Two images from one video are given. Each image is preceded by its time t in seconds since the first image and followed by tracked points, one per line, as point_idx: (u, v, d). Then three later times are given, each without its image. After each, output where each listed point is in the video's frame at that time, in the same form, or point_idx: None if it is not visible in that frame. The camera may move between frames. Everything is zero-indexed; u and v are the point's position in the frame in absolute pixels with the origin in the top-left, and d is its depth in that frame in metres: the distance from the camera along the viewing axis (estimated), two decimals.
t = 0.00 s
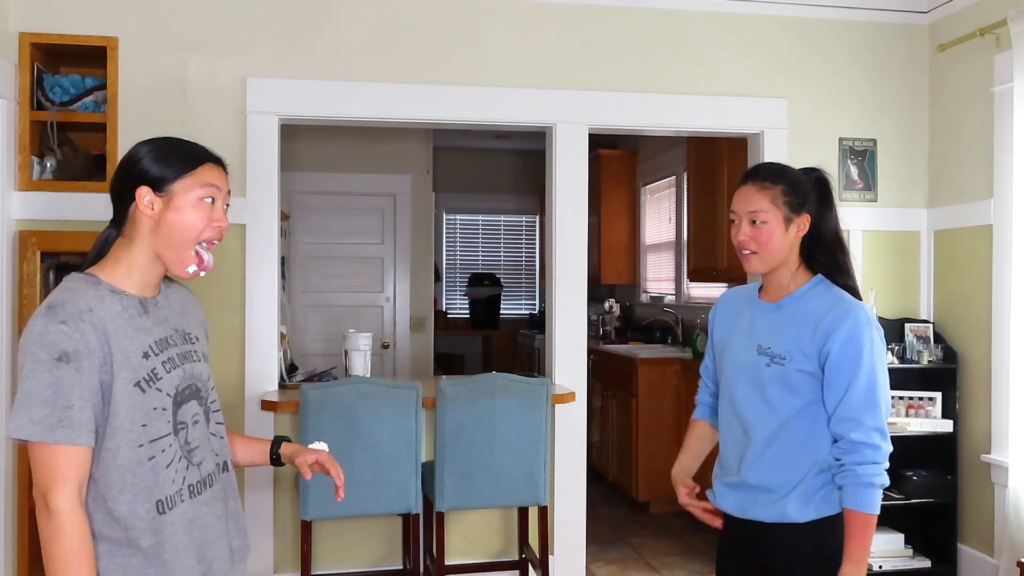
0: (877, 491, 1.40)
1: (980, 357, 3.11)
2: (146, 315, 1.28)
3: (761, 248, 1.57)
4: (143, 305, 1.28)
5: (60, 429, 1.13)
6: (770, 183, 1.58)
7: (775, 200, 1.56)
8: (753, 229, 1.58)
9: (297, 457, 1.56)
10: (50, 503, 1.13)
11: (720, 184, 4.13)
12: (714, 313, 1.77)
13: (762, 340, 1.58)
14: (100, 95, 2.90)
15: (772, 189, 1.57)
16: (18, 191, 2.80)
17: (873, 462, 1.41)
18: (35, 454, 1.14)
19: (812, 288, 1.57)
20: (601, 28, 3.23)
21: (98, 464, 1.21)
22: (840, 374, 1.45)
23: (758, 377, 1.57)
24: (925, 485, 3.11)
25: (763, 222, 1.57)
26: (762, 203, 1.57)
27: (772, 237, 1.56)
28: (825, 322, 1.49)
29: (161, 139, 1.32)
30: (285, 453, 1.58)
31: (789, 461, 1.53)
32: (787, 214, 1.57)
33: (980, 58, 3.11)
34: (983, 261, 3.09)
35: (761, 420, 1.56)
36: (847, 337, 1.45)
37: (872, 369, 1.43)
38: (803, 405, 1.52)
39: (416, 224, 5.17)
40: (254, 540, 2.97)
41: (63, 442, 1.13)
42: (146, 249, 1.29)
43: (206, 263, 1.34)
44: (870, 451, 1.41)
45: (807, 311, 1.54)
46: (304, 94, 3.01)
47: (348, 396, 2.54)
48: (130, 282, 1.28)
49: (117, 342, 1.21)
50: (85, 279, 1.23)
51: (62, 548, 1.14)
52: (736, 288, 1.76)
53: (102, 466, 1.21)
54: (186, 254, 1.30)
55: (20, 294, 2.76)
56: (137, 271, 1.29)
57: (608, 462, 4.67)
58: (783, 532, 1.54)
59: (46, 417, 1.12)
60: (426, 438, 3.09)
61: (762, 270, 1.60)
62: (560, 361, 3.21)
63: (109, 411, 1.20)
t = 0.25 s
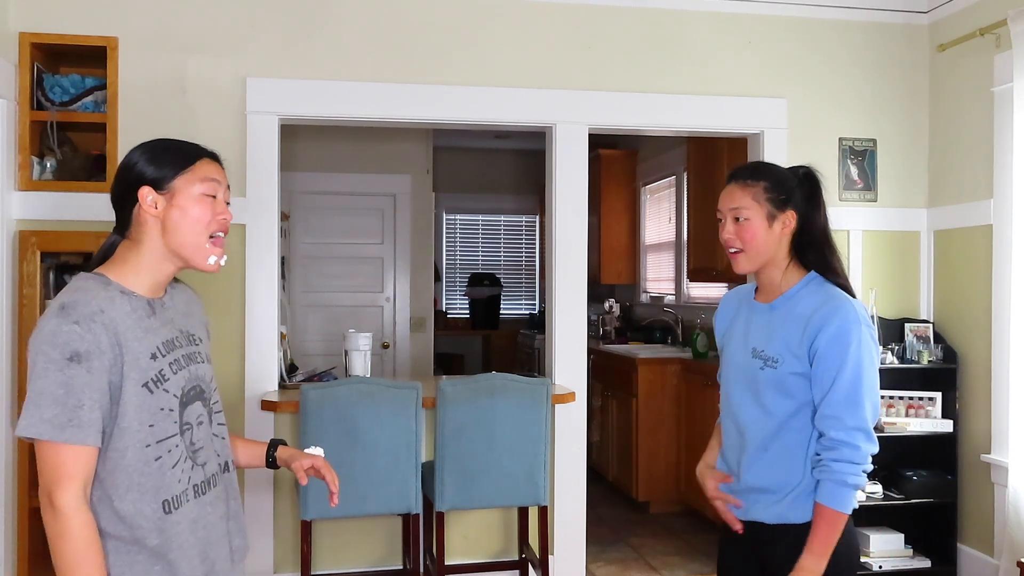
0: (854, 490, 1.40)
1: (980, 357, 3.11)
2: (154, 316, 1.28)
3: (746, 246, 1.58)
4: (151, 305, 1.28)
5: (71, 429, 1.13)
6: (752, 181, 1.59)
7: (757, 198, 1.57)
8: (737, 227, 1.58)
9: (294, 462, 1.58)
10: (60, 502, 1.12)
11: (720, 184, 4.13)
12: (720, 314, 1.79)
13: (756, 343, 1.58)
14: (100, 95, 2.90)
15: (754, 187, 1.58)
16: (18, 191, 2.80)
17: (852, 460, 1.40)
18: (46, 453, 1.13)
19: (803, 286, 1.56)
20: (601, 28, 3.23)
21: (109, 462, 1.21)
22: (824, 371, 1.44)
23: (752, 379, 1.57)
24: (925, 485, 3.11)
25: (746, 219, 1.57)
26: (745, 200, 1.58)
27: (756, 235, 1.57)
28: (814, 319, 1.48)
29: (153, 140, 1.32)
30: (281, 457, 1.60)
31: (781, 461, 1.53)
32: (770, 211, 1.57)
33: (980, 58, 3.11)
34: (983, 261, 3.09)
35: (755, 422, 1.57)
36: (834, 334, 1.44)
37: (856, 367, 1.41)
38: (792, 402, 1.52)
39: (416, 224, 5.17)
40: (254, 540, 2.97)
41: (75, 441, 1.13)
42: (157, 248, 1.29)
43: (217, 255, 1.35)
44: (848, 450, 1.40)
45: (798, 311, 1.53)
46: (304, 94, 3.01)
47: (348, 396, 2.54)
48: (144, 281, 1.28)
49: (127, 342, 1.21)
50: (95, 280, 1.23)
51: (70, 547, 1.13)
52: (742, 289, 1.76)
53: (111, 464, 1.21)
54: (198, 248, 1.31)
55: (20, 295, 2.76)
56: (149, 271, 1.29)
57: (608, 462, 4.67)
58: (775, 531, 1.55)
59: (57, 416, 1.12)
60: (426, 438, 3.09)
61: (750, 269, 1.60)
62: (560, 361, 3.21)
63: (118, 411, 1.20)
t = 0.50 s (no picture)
0: (854, 490, 1.39)
1: (980, 357, 3.11)
2: (159, 312, 1.28)
3: (741, 243, 1.58)
4: (156, 303, 1.28)
5: (91, 423, 1.13)
6: (751, 178, 1.59)
7: (754, 195, 1.57)
8: (733, 224, 1.59)
9: (292, 460, 1.58)
10: (84, 495, 1.13)
11: (720, 184, 4.13)
12: (716, 315, 1.79)
13: (754, 344, 1.58)
14: (100, 95, 2.90)
15: (753, 184, 1.58)
16: (18, 191, 2.80)
17: (851, 460, 1.40)
18: (65, 447, 1.13)
19: (800, 286, 1.56)
20: (601, 28, 3.23)
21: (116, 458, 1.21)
22: (823, 371, 1.44)
23: (749, 381, 1.57)
24: (925, 485, 3.11)
25: (743, 216, 1.58)
26: (743, 197, 1.58)
27: (752, 233, 1.57)
28: (811, 319, 1.48)
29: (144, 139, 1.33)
30: (278, 455, 1.60)
31: (780, 461, 1.53)
32: (767, 208, 1.57)
33: (980, 58, 3.11)
34: (983, 261, 3.09)
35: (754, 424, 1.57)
36: (832, 334, 1.44)
37: (854, 367, 1.41)
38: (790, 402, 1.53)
39: (416, 224, 5.17)
40: (254, 540, 2.97)
41: (95, 436, 1.13)
42: (147, 244, 1.29)
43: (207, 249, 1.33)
44: (847, 450, 1.40)
45: (795, 311, 1.53)
46: (304, 94, 3.01)
47: (348, 396, 2.54)
48: (137, 278, 1.28)
49: (139, 338, 1.21)
50: (102, 278, 1.23)
51: (95, 541, 1.13)
52: (738, 289, 1.76)
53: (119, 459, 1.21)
54: (185, 243, 1.30)
55: (20, 294, 2.76)
56: (138, 264, 1.29)
57: (608, 462, 4.67)
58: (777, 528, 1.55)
59: (79, 411, 1.12)
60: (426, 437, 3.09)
61: (747, 267, 1.60)
62: (560, 361, 3.21)
63: (129, 406, 1.20)
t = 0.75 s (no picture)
0: (863, 499, 1.37)
1: (981, 357, 3.11)
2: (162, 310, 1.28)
3: (749, 242, 1.58)
4: (157, 301, 1.29)
5: (105, 416, 1.13)
6: (758, 178, 1.59)
7: (763, 195, 1.57)
8: (742, 225, 1.58)
9: (290, 455, 1.58)
10: (103, 488, 1.13)
11: (720, 184, 4.13)
12: (718, 313, 1.79)
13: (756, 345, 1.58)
14: (100, 95, 2.90)
15: (761, 184, 1.58)
16: (18, 191, 2.80)
17: (857, 470, 1.38)
18: (80, 440, 1.13)
19: (807, 288, 1.56)
20: (601, 28, 3.23)
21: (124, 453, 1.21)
22: (827, 378, 1.43)
23: (749, 382, 1.57)
24: (925, 485, 3.11)
25: (751, 216, 1.57)
26: (751, 197, 1.58)
27: (759, 233, 1.57)
28: (815, 326, 1.48)
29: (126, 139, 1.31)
30: (276, 452, 1.59)
31: (777, 464, 1.53)
32: (776, 209, 1.57)
33: (980, 58, 3.11)
34: (983, 261, 3.09)
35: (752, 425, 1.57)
36: (836, 341, 1.43)
37: (858, 376, 1.40)
38: (792, 409, 1.52)
39: (416, 224, 5.17)
40: (254, 540, 2.97)
41: (112, 429, 1.14)
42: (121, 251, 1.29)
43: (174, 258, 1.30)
44: (853, 459, 1.38)
45: (799, 316, 1.53)
46: (304, 94, 3.01)
47: (348, 396, 2.54)
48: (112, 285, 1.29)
49: (147, 333, 1.22)
50: (107, 277, 1.23)
51: (113, 533, 1.14)
52: (742, 288, 1.76)
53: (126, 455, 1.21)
54: (150, 253, 1.28)
55: (20, 294, 2.75)
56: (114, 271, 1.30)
57: (608, 462, 4.67)
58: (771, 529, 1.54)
59: (98, 404, 1.13)
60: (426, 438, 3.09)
61: (753, 267, 1.60)
62: (560, 361, 3.21)
63: (137, 401, 1.19)
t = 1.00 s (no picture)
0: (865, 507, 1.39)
1: (981, 357, 3.11)
2: (165, 309, 1.28)
3: (757, 240, 1.57)
4: (162, 300, 1.28)
5: (127, 397, 1.13)
6: (770, 176, 1.59)
7: (773, 193, 1.57)
8: (751, 223, 1.58)
9: (286, 460, 1.59)
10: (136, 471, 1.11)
11: (720, 184, 4.13)
12: (714, 308, 1.78)
13: (756, 347, 1.57)
14: (100, 95, 2.90)
15: (772, 183, 1.58)
16: (18, 191, 2.80)
17: (860, 478, 1.39)
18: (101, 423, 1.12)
19: (815, 292, 1.56)
20: (601, 27, 3.23)
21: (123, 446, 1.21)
22: (833, 386, 1.43)
23: (749, 383, 1.56)
24: (925, 485, 3.11)
25: (760, 214, 1.57)
26: (761, 195, 1.58)
27: (767, 230, 1.56)
28: (823, 332, 1.48)
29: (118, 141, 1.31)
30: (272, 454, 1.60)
31: (773, 465, 1.54)
32: (786, 208, 1.57)
33: (980, 58, 3.11)
34: (983, 261, 3.09)
35: (750, 426, 1.57)
36: (844, 349, 1.43)
37: (865, 385, 1.41)
38: (794, 414, 1.52)
39: (416, 224, 5.17)
40: (254, 540, 2.97)
41: (134, 411, 1.13)
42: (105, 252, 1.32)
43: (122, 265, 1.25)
44: (857, 468, 1.39)
45: (805, 320, 1.52)
46: (305, 94, 3.01)
47: (348, 396, 2.53)
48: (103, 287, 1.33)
49: (151, 325, 1.23)
50: (109, 270, 1.23)
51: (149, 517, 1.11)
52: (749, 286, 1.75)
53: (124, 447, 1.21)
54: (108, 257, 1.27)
55: (20, 294, 2.75)
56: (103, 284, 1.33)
57: (608, 462, 4.67)
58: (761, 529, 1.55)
59: (114, 385, 1.12)
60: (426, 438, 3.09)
61: (760, 264, 1.59)
62: (560, 361, 3.21)
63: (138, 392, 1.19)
